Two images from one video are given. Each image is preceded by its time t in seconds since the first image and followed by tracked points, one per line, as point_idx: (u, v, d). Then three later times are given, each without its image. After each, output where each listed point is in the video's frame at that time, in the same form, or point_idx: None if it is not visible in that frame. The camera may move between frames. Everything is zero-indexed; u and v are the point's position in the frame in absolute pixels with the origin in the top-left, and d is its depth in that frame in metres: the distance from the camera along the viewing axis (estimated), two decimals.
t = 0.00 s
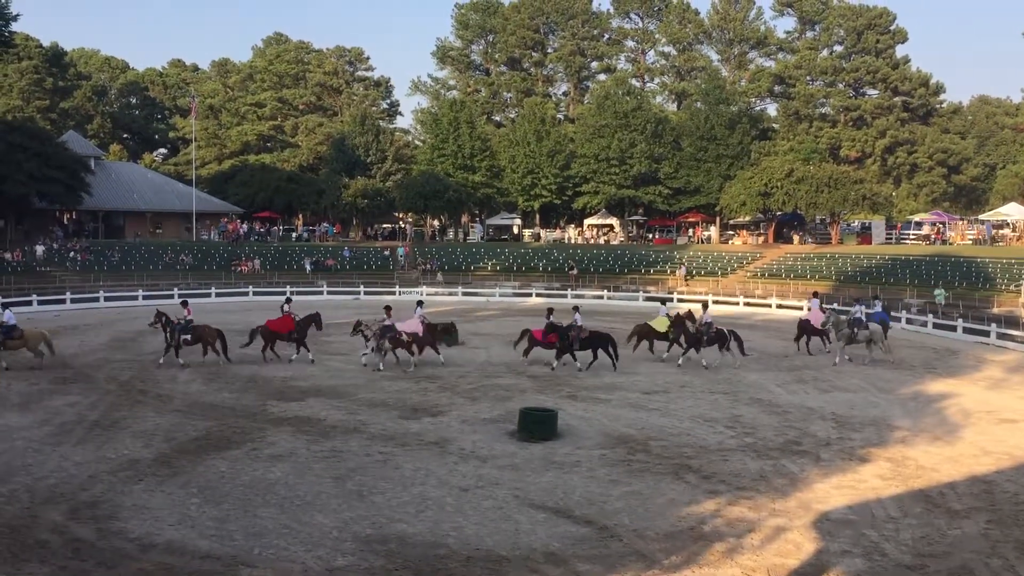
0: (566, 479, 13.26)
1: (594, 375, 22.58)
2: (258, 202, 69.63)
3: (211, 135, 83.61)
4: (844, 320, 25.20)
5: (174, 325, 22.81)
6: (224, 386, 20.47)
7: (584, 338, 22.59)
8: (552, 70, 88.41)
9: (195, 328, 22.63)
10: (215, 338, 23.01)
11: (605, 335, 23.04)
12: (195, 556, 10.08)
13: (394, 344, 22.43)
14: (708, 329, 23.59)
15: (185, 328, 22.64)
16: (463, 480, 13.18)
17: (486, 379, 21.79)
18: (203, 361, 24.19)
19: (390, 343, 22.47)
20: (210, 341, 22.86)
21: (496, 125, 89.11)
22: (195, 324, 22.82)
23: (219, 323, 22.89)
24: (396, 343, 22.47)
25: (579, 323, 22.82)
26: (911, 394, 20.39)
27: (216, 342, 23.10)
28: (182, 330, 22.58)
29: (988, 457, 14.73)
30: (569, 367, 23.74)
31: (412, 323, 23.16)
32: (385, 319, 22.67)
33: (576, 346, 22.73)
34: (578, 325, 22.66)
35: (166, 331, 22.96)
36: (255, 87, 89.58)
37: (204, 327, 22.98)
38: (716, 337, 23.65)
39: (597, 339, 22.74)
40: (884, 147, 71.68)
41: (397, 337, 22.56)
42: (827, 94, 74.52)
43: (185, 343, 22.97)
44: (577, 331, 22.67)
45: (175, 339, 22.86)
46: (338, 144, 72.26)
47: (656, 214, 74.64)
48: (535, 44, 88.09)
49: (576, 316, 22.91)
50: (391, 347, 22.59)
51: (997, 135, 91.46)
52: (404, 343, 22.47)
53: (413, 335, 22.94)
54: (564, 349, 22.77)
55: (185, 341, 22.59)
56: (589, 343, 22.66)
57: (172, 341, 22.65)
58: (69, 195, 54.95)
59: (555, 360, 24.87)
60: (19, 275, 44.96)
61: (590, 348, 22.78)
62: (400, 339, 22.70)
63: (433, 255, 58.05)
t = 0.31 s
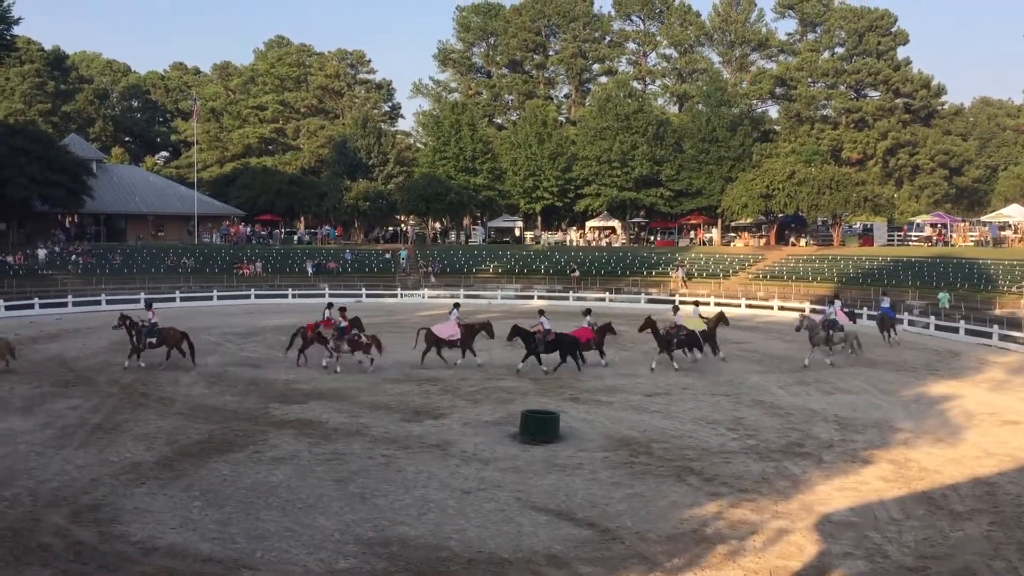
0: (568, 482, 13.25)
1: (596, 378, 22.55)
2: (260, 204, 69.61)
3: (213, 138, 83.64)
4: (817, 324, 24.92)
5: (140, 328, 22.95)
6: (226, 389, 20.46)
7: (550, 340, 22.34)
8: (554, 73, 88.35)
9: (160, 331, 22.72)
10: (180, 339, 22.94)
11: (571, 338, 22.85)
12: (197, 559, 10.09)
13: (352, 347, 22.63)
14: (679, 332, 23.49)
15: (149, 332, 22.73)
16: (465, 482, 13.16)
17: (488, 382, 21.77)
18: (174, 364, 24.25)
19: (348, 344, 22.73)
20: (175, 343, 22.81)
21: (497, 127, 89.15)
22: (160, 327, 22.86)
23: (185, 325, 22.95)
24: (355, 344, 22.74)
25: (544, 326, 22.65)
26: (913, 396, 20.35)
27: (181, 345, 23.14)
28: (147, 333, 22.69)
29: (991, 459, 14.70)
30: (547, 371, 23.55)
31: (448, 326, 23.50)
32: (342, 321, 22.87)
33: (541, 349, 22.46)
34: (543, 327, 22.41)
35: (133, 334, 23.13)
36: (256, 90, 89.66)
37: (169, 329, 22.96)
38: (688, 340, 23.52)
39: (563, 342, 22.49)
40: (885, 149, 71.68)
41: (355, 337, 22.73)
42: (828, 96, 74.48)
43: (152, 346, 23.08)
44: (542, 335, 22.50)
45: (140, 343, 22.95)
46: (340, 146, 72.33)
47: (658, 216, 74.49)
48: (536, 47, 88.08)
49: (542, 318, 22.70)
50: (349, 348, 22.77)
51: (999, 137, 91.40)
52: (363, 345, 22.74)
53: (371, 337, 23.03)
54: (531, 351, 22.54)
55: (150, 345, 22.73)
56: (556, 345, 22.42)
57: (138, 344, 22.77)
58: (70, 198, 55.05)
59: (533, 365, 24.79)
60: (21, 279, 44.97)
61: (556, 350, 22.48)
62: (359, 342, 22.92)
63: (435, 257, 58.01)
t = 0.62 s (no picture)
0: (571, 483, 13.25)
1: (598, 380, 22.54)
2: (262, 206, 69.62)
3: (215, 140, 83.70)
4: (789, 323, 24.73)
5: (100, 332, 22.94)
6: (229, 391, 20.50)
7: (508, 341, 22.14)
8: (555, 75, 88.46)
9: (121, 334, 22.76)
10: (143, 342, 23.10)
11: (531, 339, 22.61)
12: (200, 561, 10.10)
13: (306, 347, 22.71)
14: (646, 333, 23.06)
15: (112, 335, 22.72)
16: (468, 484, 13.17)
17: (490, 384, 21.79)
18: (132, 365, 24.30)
19: (302, 346, 22.77)
20: (139, 346, 22.96)
21: (499, 129, 89.20)
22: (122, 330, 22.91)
23: (149, 327, 23.09)
24: (309, 346, 22.79)
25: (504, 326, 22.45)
26: (915, 397, 20.33)
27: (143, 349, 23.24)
28: (108, 337, 22.67)
29: (993, 461, 14.68)
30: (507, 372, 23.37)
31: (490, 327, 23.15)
32: (296, 323, 22.89)
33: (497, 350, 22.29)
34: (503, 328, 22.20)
35: (93, 337, 23.10)
36: (259, 93, 89.85)
37: (132, 332, 23.08)
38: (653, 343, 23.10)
39: (521, 343, 22.28)
40: (887, 151, 71.71)
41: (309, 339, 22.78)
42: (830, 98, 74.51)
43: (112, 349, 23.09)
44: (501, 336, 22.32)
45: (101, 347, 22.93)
46: (342, 149, 72.41)
47: (660, 218, 74.45)
48: (538, 49, 88.10)
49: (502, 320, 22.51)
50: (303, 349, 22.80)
51: (1001, 138, 91.35)
52: (317, 346, 22.78)
53: (326, 338, 23.05)
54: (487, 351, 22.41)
55: (112, 348, 22.73)
56: (513, 346, 22.21)
57: (98, 348, 22.72)
58: (73, 201, 55.18)
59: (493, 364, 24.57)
60: (24, 281, 45.06)
61: (514, 351, 22.27)
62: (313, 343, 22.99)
63: (437, 260, 57.99)
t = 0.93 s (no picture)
0: (576, 483, 13.23)
1: (603, 380, 22.54)
2: (268, 207, 69.71)
3: (221, 140, 83.81)
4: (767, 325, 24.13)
5: (69, 334, 22.62)
6: (234, 391, 20.53)
7: (471, 341, 22.11)
8: (560, 75, 88.39)
9: (91, 335, 22.46)
10: (112, 343, 22.84)
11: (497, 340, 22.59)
12: (205, 561, 10.10)
13: (268, 347, 22.68)
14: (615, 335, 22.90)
15: (82, 336, 22.43)
16: (473, 484, 13.16)
17: (496, 384, 21.78)
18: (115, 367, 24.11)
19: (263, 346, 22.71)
20: (107, 347, 22.71)
21: (504, 129, 89.17)
22: (92, 332, 22.61)
23: (118, 328, 22.83)
24: (270, 346, 22.74)
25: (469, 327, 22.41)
26: (921, 397, 20.26)
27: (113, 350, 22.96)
28: (79, 338, 22.35)
29: (1000, 461, 14.62)
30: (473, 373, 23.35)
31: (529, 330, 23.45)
32: (258, 323, 22.91)
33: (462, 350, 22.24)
34: (467, 329, 22.30)
35: (61, 340, 22.69)
36: (264, 93, 90.09)
37: (100, 333, 22.76)
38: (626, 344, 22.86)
39: (485, 344, 22.23)
40: (893, 150, 71.52)
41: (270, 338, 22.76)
42: (836, 97, 74.40)
43: (82, 351, 22.75)
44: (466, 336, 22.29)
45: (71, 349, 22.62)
46: (348, 149, 72.49)
47: (665, 218, 74.40)
48: (544, 49, 88.10)
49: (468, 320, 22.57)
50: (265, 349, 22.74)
51: (1007, 138, 91.03)
52: (278, 347, 22.71)
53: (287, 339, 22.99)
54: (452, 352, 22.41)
55: (82, 350, 22.38)
56: (477, 347, 22.19)
57: (69, 350, 22.39)
58: (79, 201, 55.29)
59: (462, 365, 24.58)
60: (30, 281, 45.20)
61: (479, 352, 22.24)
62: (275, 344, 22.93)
63: (442, 260, 58.00)
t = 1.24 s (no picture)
0: (580, 483, 13.22)
1: (607, 379, 22.50)
2: (272, 205, 69.75)
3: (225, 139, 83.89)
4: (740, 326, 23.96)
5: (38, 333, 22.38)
6: (238, 390, 20.56)
7: (432, 342, 22.04)
8: (565, 74, 88.31)
9: (61, 336, 22.34)
10: (80, 344, 22.77)
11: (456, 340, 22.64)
12: (209, 560, 10.11)
13: (227, 345, 22.59)
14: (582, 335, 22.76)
15: (51, 337, 22.25)
16: (477, 484, 13.15)
17: (500, 383, 21.77)
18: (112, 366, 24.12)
19: (222, 345, 22.62)
20: (75, 348, 22.63)
21: (508, 128, 89.14)
22: (59, 332, 22.52)
23: (87, 330, 22.76)
24: (229, 344, 22.68)
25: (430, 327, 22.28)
26: (926, 397, 20.20)
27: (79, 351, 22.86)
28: (48, 338, 22.17)
29: (1004, 461, 14.58)
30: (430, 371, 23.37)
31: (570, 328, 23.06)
32: (218, 322, 22.86)
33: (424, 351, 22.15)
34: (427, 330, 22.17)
35: (29, 339, 22.41)
36: (268, 92, 90.17)
37: (68, 333, 22.65)
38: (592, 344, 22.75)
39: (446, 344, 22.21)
40: (897, 150, 71.41)
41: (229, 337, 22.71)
42: (840, 97, 74.26)
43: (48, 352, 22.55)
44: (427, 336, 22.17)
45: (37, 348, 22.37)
46: (352, 148, 72.52)
47: (669, 217, 74.40)
48: (548, 48, 88.10)
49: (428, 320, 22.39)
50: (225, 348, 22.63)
51: (1013, 138, 90.80)
52: (238, 344, 22.69)
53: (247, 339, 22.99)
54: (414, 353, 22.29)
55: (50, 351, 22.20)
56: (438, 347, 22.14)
57: (36, 350, 22.18)
58: (84, 200, 55.37)
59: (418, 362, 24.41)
60: (35, 280, 45.29)
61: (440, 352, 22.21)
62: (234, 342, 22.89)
63: (446, 259, 58.00)
